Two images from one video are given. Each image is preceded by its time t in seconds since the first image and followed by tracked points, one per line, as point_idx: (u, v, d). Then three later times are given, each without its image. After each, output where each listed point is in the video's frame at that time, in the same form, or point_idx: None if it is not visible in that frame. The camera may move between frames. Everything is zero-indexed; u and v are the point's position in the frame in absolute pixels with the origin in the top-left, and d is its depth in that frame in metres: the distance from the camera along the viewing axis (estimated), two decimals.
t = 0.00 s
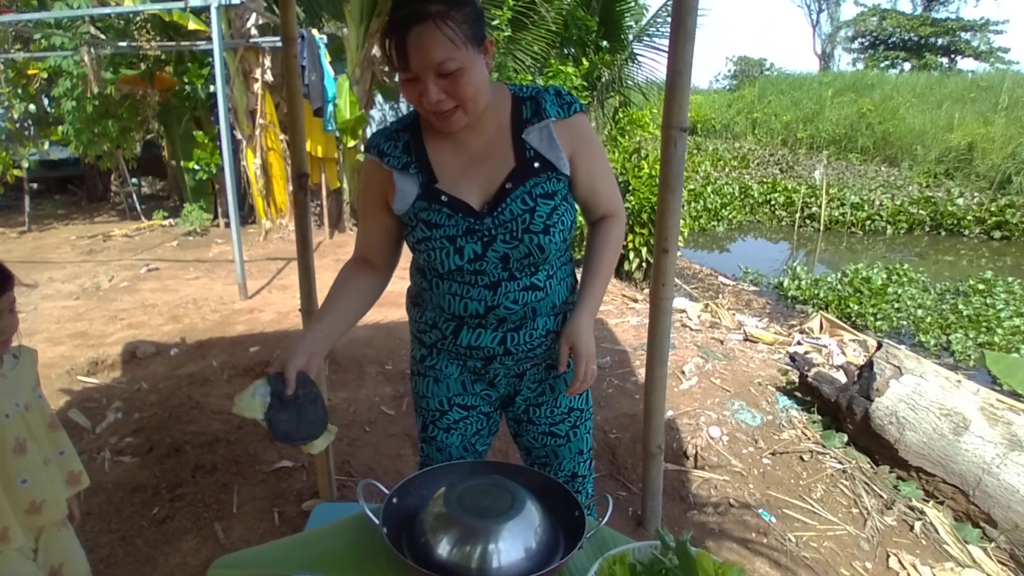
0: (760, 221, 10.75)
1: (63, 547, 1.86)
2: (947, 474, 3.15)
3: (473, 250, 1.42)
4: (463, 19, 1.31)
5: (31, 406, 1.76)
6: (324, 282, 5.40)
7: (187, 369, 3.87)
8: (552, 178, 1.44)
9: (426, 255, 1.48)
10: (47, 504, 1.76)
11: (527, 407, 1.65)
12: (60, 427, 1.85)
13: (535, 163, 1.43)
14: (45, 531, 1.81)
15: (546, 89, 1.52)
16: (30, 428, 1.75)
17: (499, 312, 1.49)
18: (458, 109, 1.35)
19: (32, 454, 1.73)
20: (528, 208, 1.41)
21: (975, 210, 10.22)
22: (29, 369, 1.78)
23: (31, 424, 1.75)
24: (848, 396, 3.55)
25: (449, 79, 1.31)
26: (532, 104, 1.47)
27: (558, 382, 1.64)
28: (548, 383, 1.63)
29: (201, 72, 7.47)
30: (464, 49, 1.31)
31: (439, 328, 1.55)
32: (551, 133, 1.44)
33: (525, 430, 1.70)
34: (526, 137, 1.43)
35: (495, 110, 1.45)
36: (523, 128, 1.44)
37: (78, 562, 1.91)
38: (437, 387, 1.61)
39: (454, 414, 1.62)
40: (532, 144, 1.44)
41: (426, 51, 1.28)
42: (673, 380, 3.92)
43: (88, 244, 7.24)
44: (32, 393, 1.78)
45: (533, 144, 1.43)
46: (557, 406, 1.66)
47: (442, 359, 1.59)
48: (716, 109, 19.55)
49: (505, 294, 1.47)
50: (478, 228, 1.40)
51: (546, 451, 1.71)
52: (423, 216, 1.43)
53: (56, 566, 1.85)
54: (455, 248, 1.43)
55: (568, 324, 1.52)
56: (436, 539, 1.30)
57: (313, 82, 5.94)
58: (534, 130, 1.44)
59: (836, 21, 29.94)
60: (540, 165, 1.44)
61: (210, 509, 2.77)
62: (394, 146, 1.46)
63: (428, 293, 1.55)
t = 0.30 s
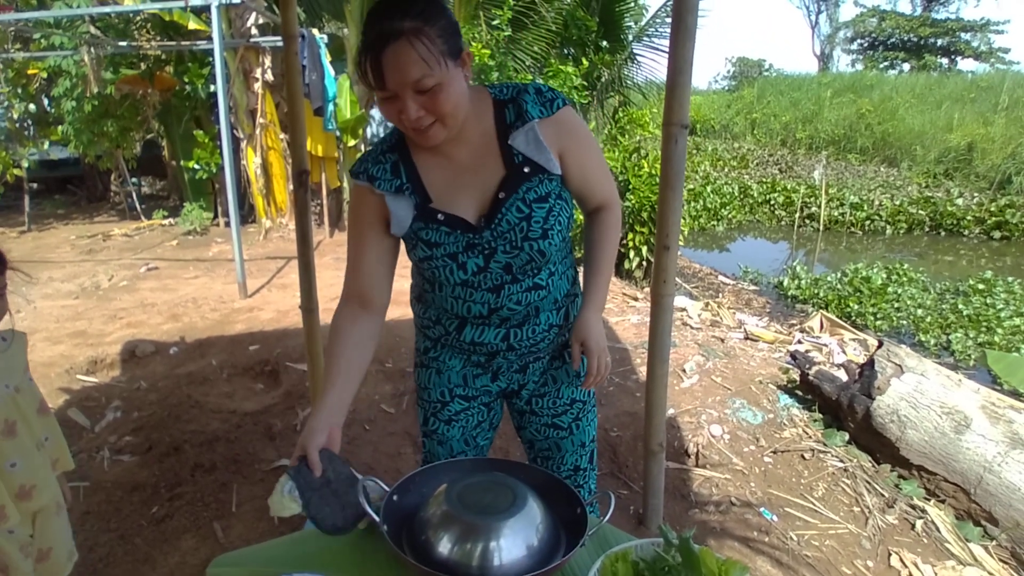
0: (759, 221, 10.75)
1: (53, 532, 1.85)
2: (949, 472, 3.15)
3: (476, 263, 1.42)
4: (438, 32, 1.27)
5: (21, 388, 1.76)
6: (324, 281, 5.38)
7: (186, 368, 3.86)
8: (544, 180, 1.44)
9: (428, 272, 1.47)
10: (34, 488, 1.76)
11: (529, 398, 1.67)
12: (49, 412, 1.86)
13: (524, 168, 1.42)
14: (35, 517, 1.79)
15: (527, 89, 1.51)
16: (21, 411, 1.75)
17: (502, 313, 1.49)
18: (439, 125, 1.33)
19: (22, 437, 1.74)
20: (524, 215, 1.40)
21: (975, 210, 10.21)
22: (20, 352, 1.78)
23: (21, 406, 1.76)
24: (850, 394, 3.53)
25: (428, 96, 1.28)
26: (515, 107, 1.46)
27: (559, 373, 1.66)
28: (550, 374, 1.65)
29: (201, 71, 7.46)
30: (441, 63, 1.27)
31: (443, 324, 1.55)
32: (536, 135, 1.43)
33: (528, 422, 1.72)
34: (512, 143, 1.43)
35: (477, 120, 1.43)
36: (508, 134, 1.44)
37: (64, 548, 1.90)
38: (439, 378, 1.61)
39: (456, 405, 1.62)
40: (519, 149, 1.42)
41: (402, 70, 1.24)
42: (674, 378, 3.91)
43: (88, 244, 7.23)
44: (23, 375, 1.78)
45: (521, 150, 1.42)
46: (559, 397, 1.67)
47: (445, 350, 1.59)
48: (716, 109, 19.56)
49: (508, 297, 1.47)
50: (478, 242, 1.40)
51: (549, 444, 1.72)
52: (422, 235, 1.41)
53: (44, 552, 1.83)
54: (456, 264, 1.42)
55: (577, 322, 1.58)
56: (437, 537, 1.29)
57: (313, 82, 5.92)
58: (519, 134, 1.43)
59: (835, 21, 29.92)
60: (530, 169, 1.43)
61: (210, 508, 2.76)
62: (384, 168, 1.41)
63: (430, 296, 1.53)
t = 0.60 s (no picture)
0: (759, 221, 10.74)
1: (60, 534, 1.79)
2: (950, 472, 3.14)
3: (483, 275, 1.44)
4: (428, 52, 1.26)
5: (17, 395, 1.69)
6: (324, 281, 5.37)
7: (186, 367, 3.85)
8: (541, 185, 1.44)
9: (437, 286, 1.48)
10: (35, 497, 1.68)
11: (534, 392, 1.68)
12: (48, 419, 1.78)
13: (521, 176, 1.42)
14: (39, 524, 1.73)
15: (514, 93, 1.50)
16: (15, 420, 1.68)
17: (510, 316, 1.51)
18: (433, 144, 1.31)
19: (17, 444, 1.67)
20: (525, 222, 1.42)
21: (975, 210, 10.20)
22: (19, 356, 1.72)
23: (18, 414, 1.68)
24: (851, 393, 3.52)
25: (422, 116, 1.27)
26: (504, 115, 1.46)
27: (564, 366, 1.67)
28: (554, 368, 1.67)
29: (201, 71, 7.45)
30: (433, 82, 1.26)
31: (451, 326, 1.56)
32: (529, 142, 1.43)
33: (532, 415, 1.74)
34: (505, 152, 1.42)
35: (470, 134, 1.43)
36: (501, 143, 1.43)
37: (75, 550, 1.83)
38: (446, 375, 1.62)
39: (461, 401, 1.62)
40: (513, 157, 1.42)
41: (395, 92, 1.22)
42: (674, 377, 3.91)
43: (88, 243, 7.22)
44: (19, 381, 1.71)
45: (515, 159, 1.42)
46: (563, 390, 1.69)
47: (452, 349, 1.60)
48: (715, 109, 19.56)
49: (516, 300, 1.48)
50: (484, 254, 1.42)
51: (553, 437, 1.74)
52: (427, 253, 1.42)
53: (54, 554, 1.77)
54: (464, 276, 1.44)
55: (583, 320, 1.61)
56: (437, 536, 1.29)
57: (314, 81, 5.91)
58: (512, 142, 1.43)
59: (835, 21, 29.91)
60: (527, 177, 1.43)
61: (209, 508, 2.76)
62: (380, 193, 1.39)
63: (437, 302, 1.54)
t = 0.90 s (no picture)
0: (759, 220, 10.74)
1: (60, 542, 1.79)
2: (951, 471, 3.14)
3: (486, 275, 1.43)
4: (445, 50, 1.26)
5: (17, 408, 1.68)
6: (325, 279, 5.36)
7: (186, 366, 3.84)
8: (545, 189, 1.44)
9: (439, 286, 1.48)
10: (29, 510, 1.68)
11: (534, 389, 1.69)
12: (52, 432, 1.76)
13: (526, 178, 1.42)
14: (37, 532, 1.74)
15: (523, 94, 1.49)
16: (14, 432, 1.67)
17: (512, 315, 1.51)
18: (447, 142, 1.31)
19: (13, 458, 1.66)
20: (529, 224, 1.42)
21: (975, 210, 10.19)
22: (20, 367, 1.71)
23: (16, 427, 1.67)
24: (851, 393, 3.52)
25: (439, 113, 1.26)
26: (511, 116, 1.46)
27: (564, 363, 1.68)
28: (554, 364, 1.67)
29: (202, 70, 7.47)
30: (450, 80, 1.25)
31: (452, 325, 1.55)
32: (535, 145, 1.43)
33: (532, 413, 1.74)
34: (511, 155, 1.42)
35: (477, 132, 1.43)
36: (507, 146, 1.43)
37: (75, 556, 1.83)
38: (447, 373, 1.61)
39: (463, 400, 1.62)
40: (518, 160, 1.42)
41: (414, 88, 1.22)
42: (675, 376, 3.91)
43: (88, 243, 7.22)
44: (21, 394, 1.70)
45: (520, 160, 1.42)
46: (564, 387, 1.70)
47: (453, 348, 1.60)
48: (715, 109, 19.56)
49: (518, 300, 1.48)
50: (487, 254, 1.41)
51: (554, 434, 1.75)
52: (430, 251, 1.42)
53: (52, 561, 1.78)
54: (466, 277, 1.44)
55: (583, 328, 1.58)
56: (438, 535, 1.29)
57: (314, 81, 5.90)
58: (518, 145, 1.42)
59: (836, 21, 29.90)
60: (531, 179, 1.43)
61: (210, 507, 2.76)
62: (384, 189, 1.38)
63: (439, 301, 1.53)
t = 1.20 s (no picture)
0: (765, 213, 10.69)
1: (56, 524, 1.83)
2: (954, 465, 3.14)
3: (479, 272, 1.46)
4: (497, 16, 1.35)
5: (20, 384, 1.69)
6: (329, 269, 5.36)
7: (191, 355, 3.85)
8: (552, 208, 1.45)
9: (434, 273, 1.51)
10: (28, 490, 1.70)
11: (534, 380, 1.71)
12: (52, 410, 1.78)
13: (537, 191, 1.43)
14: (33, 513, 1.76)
15: (558, 106, 1.46)
16: (14, 409, 1.67)
17: (506, 309, 1.53)
18: (484, 103, 1.33)
19: (10, 436, 1.67)
20: (532, 235, 1.44)
21: (982, 204, 10.12)
22: (29, 341, 1.73)
23: (16, 406, 1.68)
24: (857, 385, 3.52)
25: (481, 66, 1.31)
26: (540, 125, 1.44)
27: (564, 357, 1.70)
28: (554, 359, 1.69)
29: (207, 60, 7.43)
30: (498, 41, 1.33)
31: (449, 314, 1.59)
32: (554, 162, 1.41)
33: (531, 404, 1.76)
34: (528, 165, 1.41)
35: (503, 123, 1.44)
36: (526, 155, 1.43)
37: (70, 537, 1.88)
38: (445, 361, 1.66)
39: (461, 388, 1.66)
40: (535, 173, 1.42)
41: (462, 33, 1.29)
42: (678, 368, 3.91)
43: (94, 232, 7.24)
44: (24, 370, 1.70)
45: (535, 173, 1.42)
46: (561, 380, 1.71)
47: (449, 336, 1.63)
48: (721, 101, 19.47)
49: (511, 296, 1.51)
50: (483, 254, 1.44)
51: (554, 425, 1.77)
52: (431, 236, 1.45)
53: (46, 543, 1.82)
54: (461, 270, 1.47)
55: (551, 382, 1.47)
56: (441, 523, 1.29)
57: (319, 70, 5.89)
58: (537, 157, 1.41)
59: (844, 13, 29.67)
60: (541, 193, 1.43)
61: (213, 494, 2.77)
62: (399, 162, 1.44)
63: (437, 289, 1.57)
